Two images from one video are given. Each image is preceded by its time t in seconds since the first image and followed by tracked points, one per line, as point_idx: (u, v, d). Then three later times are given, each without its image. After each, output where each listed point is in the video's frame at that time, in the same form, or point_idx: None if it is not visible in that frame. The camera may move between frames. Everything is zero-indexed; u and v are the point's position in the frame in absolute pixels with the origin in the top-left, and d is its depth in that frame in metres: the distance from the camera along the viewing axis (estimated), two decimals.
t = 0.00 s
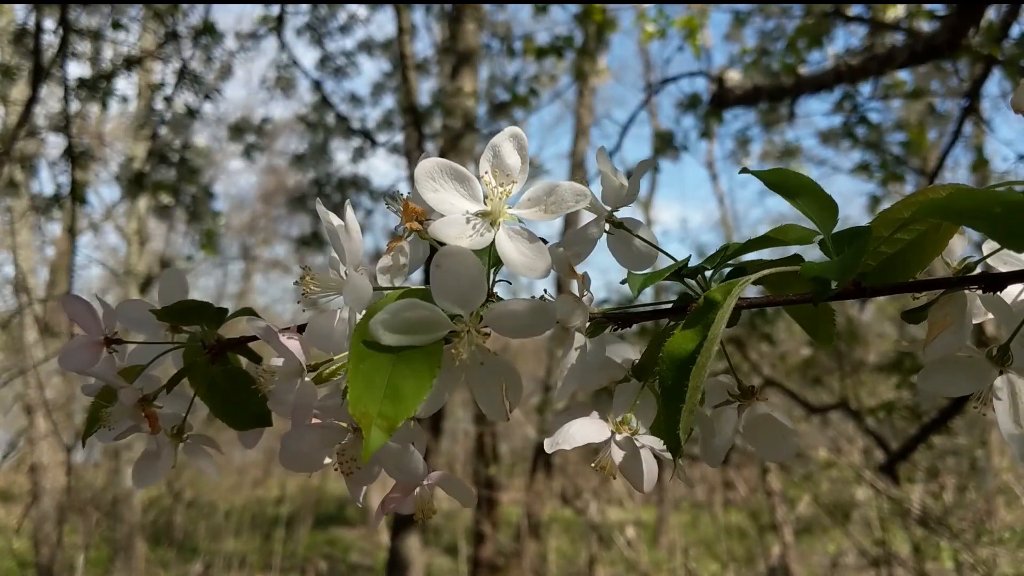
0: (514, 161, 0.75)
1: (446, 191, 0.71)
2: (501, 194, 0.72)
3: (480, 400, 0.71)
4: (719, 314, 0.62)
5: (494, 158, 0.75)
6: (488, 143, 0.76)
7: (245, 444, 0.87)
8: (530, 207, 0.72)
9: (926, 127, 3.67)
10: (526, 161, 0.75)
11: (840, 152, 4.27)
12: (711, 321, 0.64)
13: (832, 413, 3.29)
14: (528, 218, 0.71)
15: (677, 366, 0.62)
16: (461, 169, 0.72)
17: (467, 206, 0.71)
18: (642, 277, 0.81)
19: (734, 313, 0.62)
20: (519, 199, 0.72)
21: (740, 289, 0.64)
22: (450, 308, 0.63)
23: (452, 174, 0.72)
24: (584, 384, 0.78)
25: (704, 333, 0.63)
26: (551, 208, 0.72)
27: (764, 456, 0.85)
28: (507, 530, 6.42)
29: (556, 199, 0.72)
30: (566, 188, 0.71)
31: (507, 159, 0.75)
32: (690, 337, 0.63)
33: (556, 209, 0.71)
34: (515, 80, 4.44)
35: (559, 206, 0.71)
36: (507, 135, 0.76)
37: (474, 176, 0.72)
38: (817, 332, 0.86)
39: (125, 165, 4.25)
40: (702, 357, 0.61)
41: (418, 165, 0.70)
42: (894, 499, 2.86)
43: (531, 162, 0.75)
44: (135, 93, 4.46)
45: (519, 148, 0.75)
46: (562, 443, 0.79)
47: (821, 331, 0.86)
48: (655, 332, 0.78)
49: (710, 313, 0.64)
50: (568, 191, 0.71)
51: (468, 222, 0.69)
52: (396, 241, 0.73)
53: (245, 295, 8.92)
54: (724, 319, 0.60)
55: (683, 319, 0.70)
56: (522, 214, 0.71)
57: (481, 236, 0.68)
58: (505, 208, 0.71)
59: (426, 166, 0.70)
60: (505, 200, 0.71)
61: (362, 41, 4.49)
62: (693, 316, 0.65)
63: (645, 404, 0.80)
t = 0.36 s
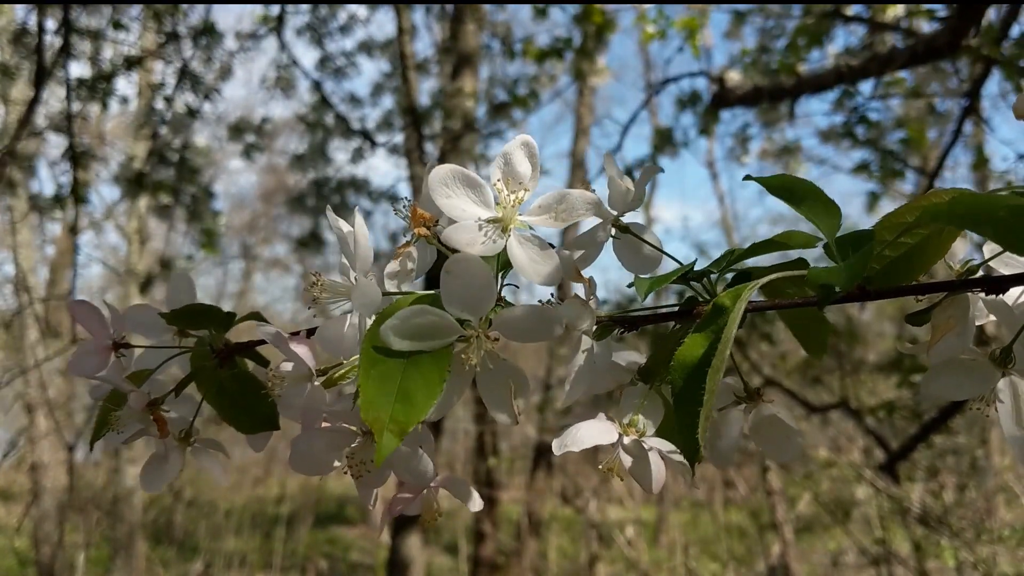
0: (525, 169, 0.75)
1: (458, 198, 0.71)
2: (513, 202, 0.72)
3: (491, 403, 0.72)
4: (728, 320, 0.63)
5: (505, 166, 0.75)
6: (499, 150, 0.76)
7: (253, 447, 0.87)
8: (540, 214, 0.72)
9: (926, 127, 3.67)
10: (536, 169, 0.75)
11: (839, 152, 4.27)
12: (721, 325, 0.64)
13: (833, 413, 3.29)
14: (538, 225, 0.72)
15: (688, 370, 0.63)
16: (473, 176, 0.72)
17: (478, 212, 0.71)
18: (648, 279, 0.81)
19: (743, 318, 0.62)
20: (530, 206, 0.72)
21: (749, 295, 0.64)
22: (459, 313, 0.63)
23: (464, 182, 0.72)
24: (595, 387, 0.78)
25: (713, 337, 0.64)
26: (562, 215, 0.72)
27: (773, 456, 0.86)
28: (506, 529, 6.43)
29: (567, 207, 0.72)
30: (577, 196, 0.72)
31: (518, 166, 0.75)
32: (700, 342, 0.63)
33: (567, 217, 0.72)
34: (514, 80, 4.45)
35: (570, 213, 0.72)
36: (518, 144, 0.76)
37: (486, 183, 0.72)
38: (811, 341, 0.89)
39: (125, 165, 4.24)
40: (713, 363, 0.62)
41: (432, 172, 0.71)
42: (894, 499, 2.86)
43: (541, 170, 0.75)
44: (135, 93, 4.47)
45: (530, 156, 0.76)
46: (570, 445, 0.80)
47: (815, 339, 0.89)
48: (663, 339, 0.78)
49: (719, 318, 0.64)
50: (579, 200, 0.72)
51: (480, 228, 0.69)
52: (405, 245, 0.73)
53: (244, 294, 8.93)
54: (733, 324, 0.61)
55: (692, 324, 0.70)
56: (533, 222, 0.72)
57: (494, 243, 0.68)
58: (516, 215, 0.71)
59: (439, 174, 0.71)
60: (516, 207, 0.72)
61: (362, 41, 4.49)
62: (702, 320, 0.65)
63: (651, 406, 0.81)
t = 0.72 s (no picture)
0: (523, 169, 0.76)
1: (455, 199, 0.71)
2: (511, 203, 0.73)
3: (489, 400, 0.72)
4: (723, 318, 0.64)
5: (503, 167, 0.76)
6: (497, 152, 0.76)
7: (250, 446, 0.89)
8: (538, 214, 0.72)
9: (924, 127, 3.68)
10: (534, 169, 0.76)
11: (838, 152, 4.28)
12: (717, 323, 0.65)
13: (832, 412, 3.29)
14: (536, 225, 0.72)
15: (684, 367, 0.63)
16: (470, 177, 0.72)
17: (477, 213, 0.71)
18: (645, 278, 0.82)
19: (738, 316, 0.63)
20: (528, 207, 0.72)
21: (746, 293, 0.65)
22: (462, 312, 0.64)
23: (462, 182, 0.72)
24: (592, 385, 0.77)
25: (710, 334, 0.64)
26: (560, 216, 0.73)
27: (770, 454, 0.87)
28: (506, 529, 6.44)
29: (564, 208, 0.73)
30: (575, 196, 0.72)
31: (516, 167, 0.76)
32: (696, 339, 0.64)
33: (565, 218, 0.72)
34: (513, 80, 4.46)
35: (568, 214, 0.73)
36: (516, 144, 0.77)
37: (483, 184, 0.72)
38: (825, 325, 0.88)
39: (125, 164, 4.24)
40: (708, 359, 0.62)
41: (429, 173, 0.71)
42: (893, 498, 2.87)
43: (539, 171, 0.76)
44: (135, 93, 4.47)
45: (528, 156, 0.76)
46: (567, 443, 0.81)
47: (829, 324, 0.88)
48: (658, 338, 0.79)
49: (715, 316, 0.65)
50: (576, 200, 0.73)
51: (477, 229, 0.69)
52: (401, 245, 0.74)
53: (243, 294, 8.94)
54: (730, 321, 0.61)
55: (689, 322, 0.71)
56: (530, 222, 0.72)
57: (493, 244, 0.69)
58: (514, 216, 0.72)
59: (437, 175, 0.71)
60: (515, 208, 0.72)
61: (362, 40, 4.50)
62: (699, 318, 0.66)
63: (647, 404, 0.82)
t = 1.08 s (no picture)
0: (517, 167, 0.76)
1: (449, 196, 0.72)
2: (505, 200, 0.73)
3: (481, 402, 0.72)
4: (717, 319, 0.63)
5: (496, 165, 0.76)
6: (490, 149, 0.76)
7: (241, 447, 0.89)
8: (532, 212, 0.72)
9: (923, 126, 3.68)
10: (528, 167, 0.76)
11: (837, 151, 4.29)
12: (710, 323, 0.65)
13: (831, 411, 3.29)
14: (529, 223, 0.72)
15: (679, 367, 0.63)
16: (464, 175, 0.73)
17: (471, 211, 0.72)
18: (638, 278, 0.82)
19: (732, 317, 0.63)
20: (521, 204, 0.72)
21: (740, 292, 0.65)
22: (452, 312, 0.64)
23: (455, 179, 0.73)
24: (586, 384, 0.78)
25: (704, 335, 0.64)
26: (553, 214, 0.73)
27: (765, 454, 0.87)
28: (506, 528, 6.45)
29: (558, 206, 0.72)
30: (568, 195, 0.72)
31: (510, 164, 0.76)
32: (691, 340, 0.64)
33: (559, 216, 0.72)
34: (513, 78, 4.46)
35: (562, 212, 0.72)
36: (509, 142, 0.77)
37: (476, 182, 0.73)
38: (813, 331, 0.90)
39: (125, 162, 4.23)
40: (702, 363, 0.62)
41: (422, 171, 0.71)
42: (892, 496, 2.87)
43: (533, 168, 0.76)
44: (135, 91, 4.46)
45: (521, 154, 0.76)
46: (565, 447, 0.81)
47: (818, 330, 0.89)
48: (654, 337, 0.79)
49: (708, 317, 0.65)
50: (570, 198, 0.72)
51: (471, 227, 0.69)
52: (394, 245, 0.74)
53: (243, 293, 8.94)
54: (722, 323, 0.61)
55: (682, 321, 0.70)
56: (524, 220, 0.72)
57: (486, 242, 0.69)
58: (508, 213, 0.72)
59: (429, 173, 0.71)
60: (508, 205, 0.72)
61: (362, 39, 4.50)
62: (692, 319, 0.66)
63: (644, 404, 0.81)
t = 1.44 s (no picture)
0: (511, 154, 0.75)
1: (442, 183, 0.71)
2: (500, 187, 0.72)
3: (474, 395, 0.71)
4: (719, 309, 0.62)
5: (491, 152, 0.74)
6: (485, 136, 0.75)
7: (230, 439, 0.87)
8: (528, 201, 0.71)
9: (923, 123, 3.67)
10: (523, 155, 0.75)
11: (837, 149, 4.27)
12: (712, 314, 0.64)
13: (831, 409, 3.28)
14: (526, 212, 0.71)
15: (679, 359, 0.62)
16: (459, 162, 0.71)
17: (465, 198, 0.70)
18: (637, 268, 0.81)
19: (735, 306, 0.62)
20: (517, 192, 0.71)
21: (741, 283, 0.64)
22: (446, 303, 0.62)
23: (449, 166, 0.72)
24: (580, 377, 0.77)
25: (705, 325, 0.63)
26: (549, 202, 0.71)
27: (764, 449, 0.85)
28: (506, 527, 6.44)
29: (554, 193, 0.71)
30: (565, 181, 0.71)
31: (504, 152, 0.75)
32: (691, 330, 0.63)
33: (554, 204, 0.71)
34: (512, 75, 4.44)
35: (557, 200, 0.71)
36: (504, 128, 0.75)
37: (472, 169, 0.72)
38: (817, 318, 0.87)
39: (123, 160, 4.22)
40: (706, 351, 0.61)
41: (416, 156, 0.70)
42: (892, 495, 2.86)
43: (528, 156, 0.74)
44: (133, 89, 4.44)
45: (516, 141, 0.75)
46: (562, 441, 0.79)
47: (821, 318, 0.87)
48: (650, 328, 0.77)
49: (711, 306, 0.64)
50: (566, 185, 0.71)
51: (465, 215, 0.68)
52: (388, 233, 0.72)
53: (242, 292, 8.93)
54: (725, 314, 0.60)
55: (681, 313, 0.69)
56: (519, 208, 0.71)
57: (480, 230, 0.68)
58: (503, 201, 0.71)
59: (424, 158, 0.70)
60: (503, 193, 0.71)
61: (360, 36, 4.48)
62: (694, 309, 0.65)
63: (640, 397, 0.80)
